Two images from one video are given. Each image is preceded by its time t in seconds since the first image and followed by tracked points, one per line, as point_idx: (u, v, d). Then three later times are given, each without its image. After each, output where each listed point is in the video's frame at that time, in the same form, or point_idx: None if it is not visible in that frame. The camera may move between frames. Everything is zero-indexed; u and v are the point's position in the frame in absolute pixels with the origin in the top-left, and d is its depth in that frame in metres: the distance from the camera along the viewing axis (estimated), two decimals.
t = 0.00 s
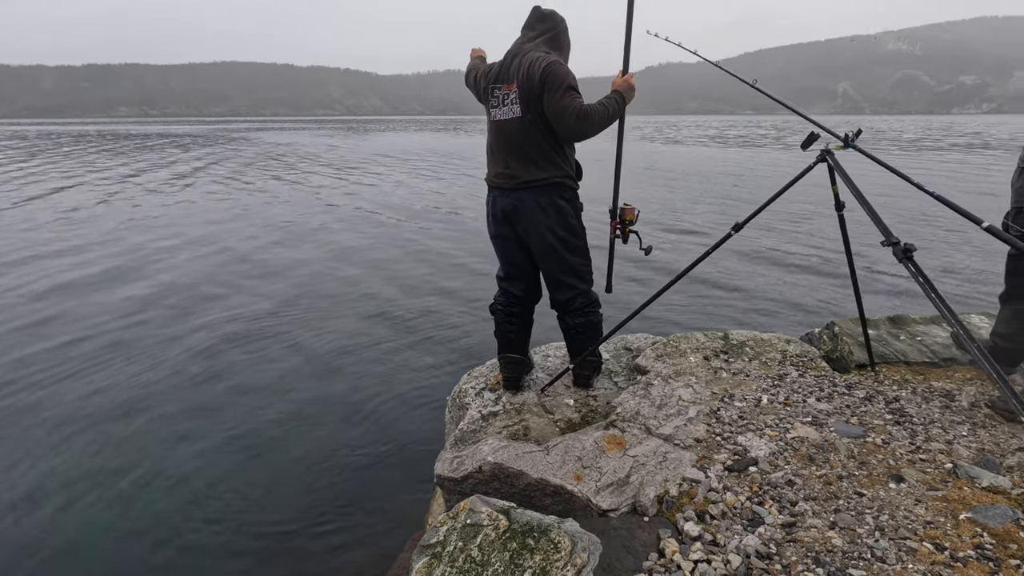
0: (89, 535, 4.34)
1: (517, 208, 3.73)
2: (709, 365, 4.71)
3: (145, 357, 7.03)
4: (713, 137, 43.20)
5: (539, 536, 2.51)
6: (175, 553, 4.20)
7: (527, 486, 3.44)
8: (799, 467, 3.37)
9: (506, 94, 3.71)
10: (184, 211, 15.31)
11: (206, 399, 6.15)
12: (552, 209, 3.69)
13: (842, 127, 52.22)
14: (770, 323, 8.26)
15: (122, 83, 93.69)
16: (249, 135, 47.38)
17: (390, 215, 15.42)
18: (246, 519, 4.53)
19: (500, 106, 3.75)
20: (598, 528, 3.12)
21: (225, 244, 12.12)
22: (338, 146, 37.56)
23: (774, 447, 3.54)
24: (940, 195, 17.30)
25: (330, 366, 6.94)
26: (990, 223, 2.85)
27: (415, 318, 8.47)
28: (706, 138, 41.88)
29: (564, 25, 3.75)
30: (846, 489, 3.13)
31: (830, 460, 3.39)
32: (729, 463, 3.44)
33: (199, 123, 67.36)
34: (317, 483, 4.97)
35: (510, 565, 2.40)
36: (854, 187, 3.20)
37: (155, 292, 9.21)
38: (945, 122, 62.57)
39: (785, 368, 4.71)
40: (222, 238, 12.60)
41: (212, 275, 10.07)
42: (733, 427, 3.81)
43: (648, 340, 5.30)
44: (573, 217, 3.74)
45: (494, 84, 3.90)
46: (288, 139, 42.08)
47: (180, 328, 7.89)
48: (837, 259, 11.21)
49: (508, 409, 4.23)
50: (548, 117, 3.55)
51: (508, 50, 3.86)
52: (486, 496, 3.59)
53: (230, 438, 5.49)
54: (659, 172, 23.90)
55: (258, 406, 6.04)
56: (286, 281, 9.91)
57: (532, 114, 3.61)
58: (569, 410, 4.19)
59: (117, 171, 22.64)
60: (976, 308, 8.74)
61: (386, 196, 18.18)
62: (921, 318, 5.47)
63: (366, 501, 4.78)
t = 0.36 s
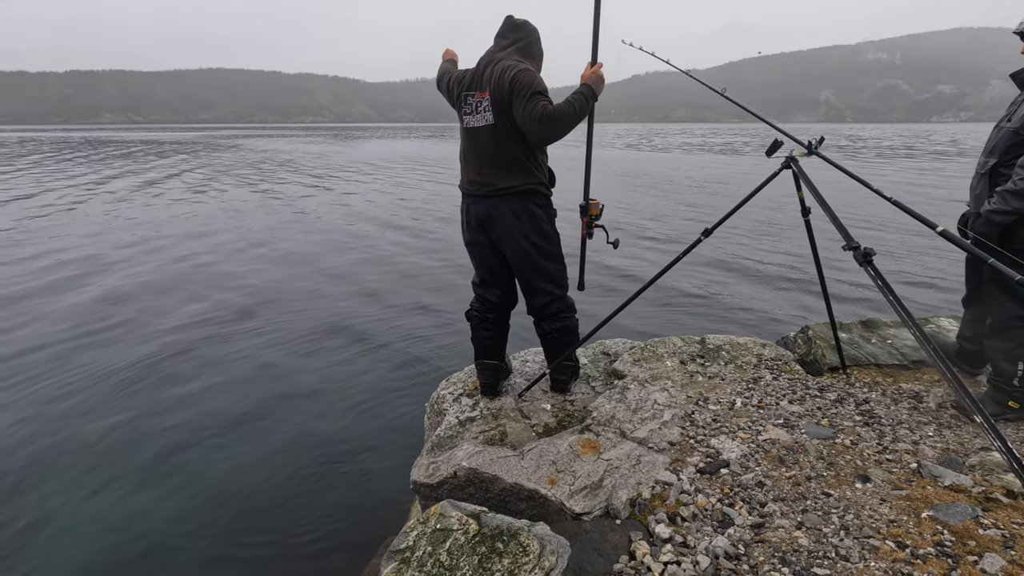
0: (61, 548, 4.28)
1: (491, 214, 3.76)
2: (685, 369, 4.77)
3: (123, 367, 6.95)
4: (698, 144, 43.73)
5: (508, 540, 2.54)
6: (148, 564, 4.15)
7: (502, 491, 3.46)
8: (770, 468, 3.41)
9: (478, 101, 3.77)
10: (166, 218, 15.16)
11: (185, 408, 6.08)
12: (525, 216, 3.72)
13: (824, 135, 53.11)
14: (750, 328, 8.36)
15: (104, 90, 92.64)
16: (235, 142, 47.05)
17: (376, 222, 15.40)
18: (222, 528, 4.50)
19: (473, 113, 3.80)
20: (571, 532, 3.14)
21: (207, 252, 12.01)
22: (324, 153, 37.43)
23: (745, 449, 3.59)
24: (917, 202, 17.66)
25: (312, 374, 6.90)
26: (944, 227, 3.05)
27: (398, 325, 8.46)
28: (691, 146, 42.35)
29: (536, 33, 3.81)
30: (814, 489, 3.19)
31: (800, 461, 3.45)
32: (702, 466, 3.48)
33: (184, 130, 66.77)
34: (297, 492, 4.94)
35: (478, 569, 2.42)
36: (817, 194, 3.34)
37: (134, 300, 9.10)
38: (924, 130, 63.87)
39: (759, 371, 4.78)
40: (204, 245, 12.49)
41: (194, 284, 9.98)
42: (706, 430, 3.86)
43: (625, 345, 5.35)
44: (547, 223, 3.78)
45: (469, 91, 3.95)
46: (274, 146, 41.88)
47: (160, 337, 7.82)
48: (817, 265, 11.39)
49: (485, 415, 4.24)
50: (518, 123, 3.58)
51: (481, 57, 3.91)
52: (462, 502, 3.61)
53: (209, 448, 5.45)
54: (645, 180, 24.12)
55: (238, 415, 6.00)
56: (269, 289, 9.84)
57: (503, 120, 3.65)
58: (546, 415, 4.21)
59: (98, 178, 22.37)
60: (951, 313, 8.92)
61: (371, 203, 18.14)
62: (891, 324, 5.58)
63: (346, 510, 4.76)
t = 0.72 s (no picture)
0: (34, 563, 4.20)
1: (468, 223, 3.77)
2: (666, 375, 4.78)
3: (100, 377, 6.85)
4: (682, 150, 44.16)
5: (486, 551, 2.56)
6: None
7: (482, 500, 3.46)
8: (749, 474, 3.43)
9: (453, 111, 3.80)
10: (147, 226, 14.98)
11: (166, 419, 6.01)
12: (502, 224, 3.73)
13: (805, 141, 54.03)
14: (732, 333, 8.46)
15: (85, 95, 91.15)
16: (219, 147, 46.60)
17: (360, 229, 15.34)
18: (201, 542, 4.45)
19: (449, 122, 3.83)
20: (552, 542, 3.13)
21: (188, 259, 11.88)
22: (309, 158, 37.19)
23: (725, 455, 3.60)
24: (894, 208, 18.03)
25: (295, 383, 6.84)
26: (912, 235, 3.20)
27: (383, 333, 8.44)
28: (675, 152, 42.83)
29: (508, 42, 3.84)
30: (792, 494, 3.21)
31: (778, 466, 3.47)
32: (681, 472, 3.49)
33: (167, 137, 65.84)
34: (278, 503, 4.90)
35: None
36: (790, 202, 3.40)
37: (112, 309, 8.97)
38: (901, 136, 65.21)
39: (740, 376, 4.81)
40: (185, 253, 12.36)
41: (175, 292, 9.86)
42: (686, 436, 3.87)
43: (608, 352, 5.37)
44: (523, 231, 3.78)
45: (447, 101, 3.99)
46: (258, 152, 41.52)
47: (141, 345, 7.72)
48: (797, 270, 11.57)
49: (467, 423, 4.23)
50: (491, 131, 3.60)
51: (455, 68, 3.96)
52: (442, 511, 3.60)
53: (189, 460, 5.38)
54: (629, 186, 24.31)
55: (220, 425, 5.93)
56: (251, 296, 9.76)
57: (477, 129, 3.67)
58: (528, 422, 4.20)
59: (77, 184, 22.02)
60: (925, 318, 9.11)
61: (355, 210, 18.08)
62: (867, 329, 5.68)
63: (328, 521, 4.72)
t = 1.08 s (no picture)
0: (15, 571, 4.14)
1: (455, 225, 3.76)
2: (653, 377, 4.80)
3: (82, 385, 6.75)
4: (668, 155, 44.53)
5: (473, 555, 2.57)
6: None
7: (470, 504, 3.45)
8: (736, 475, 3.45)
9: (438, 114, 3.80)
10: (129, 231, 14.80)
11: (150, 426, 5.94)
12: (488, 227, 3.73)
13: (789, 146, 54.72)
14: (717, 336, 8.54)
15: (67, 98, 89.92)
16: (204, 151, 46.16)
17: (348, 234, 15.27)
18: (186, 549, 4.40)
19: (434, 126, 3.84)
20: (540, 545, 3.13)
21: (172, 265, 11.75)
22: (295, 163, 36.99)
23: (712, 456, 3.62)
24: (876, 212, 18.32)
25: (281, 388, 6.79)
26: (894, 236, 3.26)
27: (371, 338, 8.40)
28: (662, 157, 43.17)
29: (494, 47, 3.86)
30: (778, 495, 3.23)
31: (765, 467, 3.49)
32: (669, 474, 3.50)
33: (151, 141, 65.19)
34: (264, 510, 4.87)
35: None
36: (774, 204, 3.43)
37: (91, 316, 8.85)
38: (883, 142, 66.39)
39: (726, 378, 4.84)
40: (170, 259, 12.22)
41: (159, 298, 9.74)
42: (674, 438, 3.88)
43: (595, 355, 5.38)
44: (510, 235, 3.79)
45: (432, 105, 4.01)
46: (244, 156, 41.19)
47: (124, 352, 7.62)
48: (781, 274, 11.70)
49: (455, 427, 4.22)
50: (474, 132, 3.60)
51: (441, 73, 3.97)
52: (430, 516, 3.59)
53: (174, 466, 5.33)
54: (615, 191, 24.47)
55: (205, 431, 5.88)
56: (237, 301, 9.67)
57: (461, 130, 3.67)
58: (515, 426, 4.20)
59: (58, 189, 21.71)
60: (907, 320, 9.27)
61: (343, 215, 18.01)
62: (850, 331, 5.76)
63: (315, 527, 4.69)
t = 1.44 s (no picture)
0: None
1: (438, 227, 3.76)
2: (642, 380, 4.82)
3: (66, 393, 6.67)
4: (656, 159, 44.85)
5: (461, 559, 2.59)
6: None
7: (459, 508, 3.45)
8: (723, 476, 3.47)
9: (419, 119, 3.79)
10: (113, 237, 14.62)
11: (137, 435, 5.89)
12: (470, 229, 3.74)
13: (775, 150, 55.38)
14: (703, 339, 8.61)
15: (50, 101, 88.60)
16: (190, 155, 45.72)
17: (336, 238, 15.22)
18: (173, 559, 4.37)
19: (417, 131, 3.83)
20: (529, 549, 3.13)
21: (158, 271, 11.64)
22: (283, 167, 36.78)
23: (699, 458, 3.64)
24: (860, 215, 18.58)
25: (269, 395, 6.76)
26: (874, 239, 3.33)
27: (360, 343, 8.37)
28: (648, 160, 43.51)
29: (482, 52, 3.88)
30: (765, 495, 3.26)
31: (752, 468, 3.52)
32: (657, 476, 3.52)
33: (136, 144, 64.60)
34: (253, 518, 4.84)
35: None
36: (759, 207, 3.47)
37: (74, 323, 8.75)
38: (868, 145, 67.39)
39: (714, 379, 4.87)
40: (155, 265, 12.11)
41: (144, 304, 9.65)
42: (662, 440, 3.90)
43: (584, 358, 5.40)
44: (493, 237, 3.79)
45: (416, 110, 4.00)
46: (230, 160, 40.84)
47: (109, 359, 7.55)
48: (768, 276, 11.83)
49: (444, 431, 4.23)
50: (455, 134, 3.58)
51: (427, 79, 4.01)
52: (418, 520, 3.59)
53: (162, 475, 5.29)
54: (603, 194, 24.60)
55: (193, 440, 5.84)
56: (223, 307, 9.60)
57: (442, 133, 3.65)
58: (504, 429, 4.20)
59: (39, 194, 21.40)
60: (890, 322, 9.41)
61: (331, 219, 17.94)
62: (835, 332, 5.83)
63: (304, 535, 4.67)
